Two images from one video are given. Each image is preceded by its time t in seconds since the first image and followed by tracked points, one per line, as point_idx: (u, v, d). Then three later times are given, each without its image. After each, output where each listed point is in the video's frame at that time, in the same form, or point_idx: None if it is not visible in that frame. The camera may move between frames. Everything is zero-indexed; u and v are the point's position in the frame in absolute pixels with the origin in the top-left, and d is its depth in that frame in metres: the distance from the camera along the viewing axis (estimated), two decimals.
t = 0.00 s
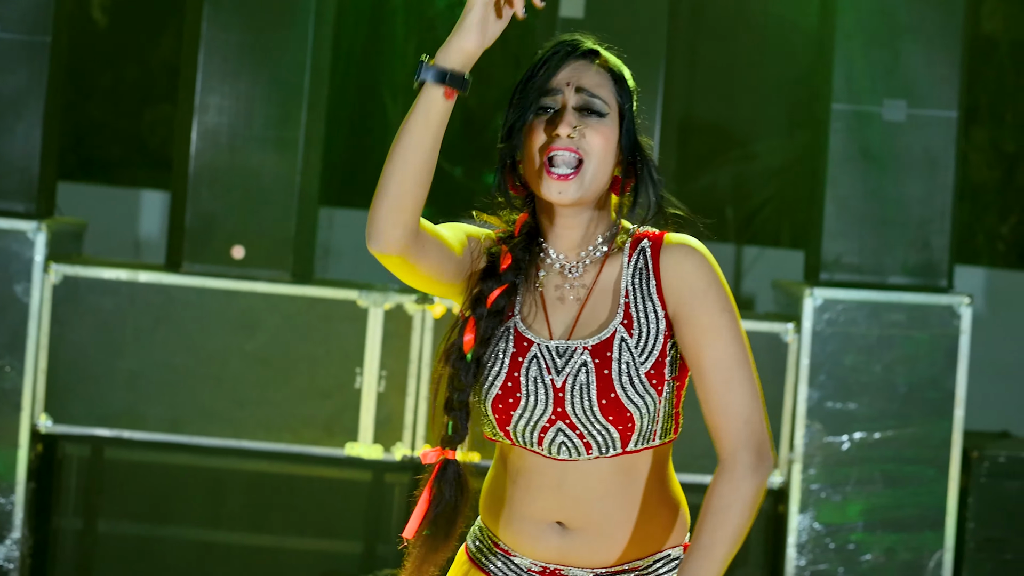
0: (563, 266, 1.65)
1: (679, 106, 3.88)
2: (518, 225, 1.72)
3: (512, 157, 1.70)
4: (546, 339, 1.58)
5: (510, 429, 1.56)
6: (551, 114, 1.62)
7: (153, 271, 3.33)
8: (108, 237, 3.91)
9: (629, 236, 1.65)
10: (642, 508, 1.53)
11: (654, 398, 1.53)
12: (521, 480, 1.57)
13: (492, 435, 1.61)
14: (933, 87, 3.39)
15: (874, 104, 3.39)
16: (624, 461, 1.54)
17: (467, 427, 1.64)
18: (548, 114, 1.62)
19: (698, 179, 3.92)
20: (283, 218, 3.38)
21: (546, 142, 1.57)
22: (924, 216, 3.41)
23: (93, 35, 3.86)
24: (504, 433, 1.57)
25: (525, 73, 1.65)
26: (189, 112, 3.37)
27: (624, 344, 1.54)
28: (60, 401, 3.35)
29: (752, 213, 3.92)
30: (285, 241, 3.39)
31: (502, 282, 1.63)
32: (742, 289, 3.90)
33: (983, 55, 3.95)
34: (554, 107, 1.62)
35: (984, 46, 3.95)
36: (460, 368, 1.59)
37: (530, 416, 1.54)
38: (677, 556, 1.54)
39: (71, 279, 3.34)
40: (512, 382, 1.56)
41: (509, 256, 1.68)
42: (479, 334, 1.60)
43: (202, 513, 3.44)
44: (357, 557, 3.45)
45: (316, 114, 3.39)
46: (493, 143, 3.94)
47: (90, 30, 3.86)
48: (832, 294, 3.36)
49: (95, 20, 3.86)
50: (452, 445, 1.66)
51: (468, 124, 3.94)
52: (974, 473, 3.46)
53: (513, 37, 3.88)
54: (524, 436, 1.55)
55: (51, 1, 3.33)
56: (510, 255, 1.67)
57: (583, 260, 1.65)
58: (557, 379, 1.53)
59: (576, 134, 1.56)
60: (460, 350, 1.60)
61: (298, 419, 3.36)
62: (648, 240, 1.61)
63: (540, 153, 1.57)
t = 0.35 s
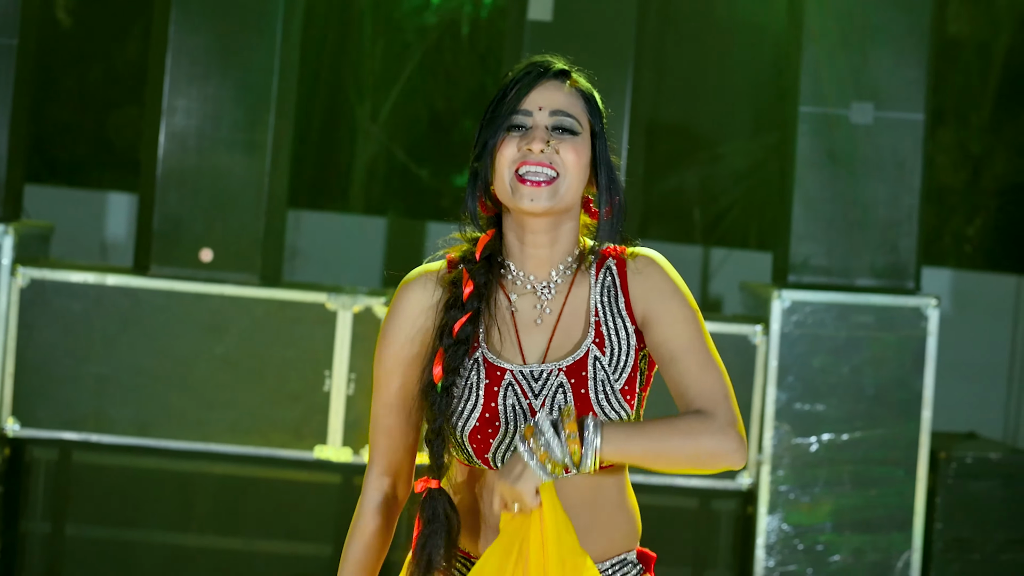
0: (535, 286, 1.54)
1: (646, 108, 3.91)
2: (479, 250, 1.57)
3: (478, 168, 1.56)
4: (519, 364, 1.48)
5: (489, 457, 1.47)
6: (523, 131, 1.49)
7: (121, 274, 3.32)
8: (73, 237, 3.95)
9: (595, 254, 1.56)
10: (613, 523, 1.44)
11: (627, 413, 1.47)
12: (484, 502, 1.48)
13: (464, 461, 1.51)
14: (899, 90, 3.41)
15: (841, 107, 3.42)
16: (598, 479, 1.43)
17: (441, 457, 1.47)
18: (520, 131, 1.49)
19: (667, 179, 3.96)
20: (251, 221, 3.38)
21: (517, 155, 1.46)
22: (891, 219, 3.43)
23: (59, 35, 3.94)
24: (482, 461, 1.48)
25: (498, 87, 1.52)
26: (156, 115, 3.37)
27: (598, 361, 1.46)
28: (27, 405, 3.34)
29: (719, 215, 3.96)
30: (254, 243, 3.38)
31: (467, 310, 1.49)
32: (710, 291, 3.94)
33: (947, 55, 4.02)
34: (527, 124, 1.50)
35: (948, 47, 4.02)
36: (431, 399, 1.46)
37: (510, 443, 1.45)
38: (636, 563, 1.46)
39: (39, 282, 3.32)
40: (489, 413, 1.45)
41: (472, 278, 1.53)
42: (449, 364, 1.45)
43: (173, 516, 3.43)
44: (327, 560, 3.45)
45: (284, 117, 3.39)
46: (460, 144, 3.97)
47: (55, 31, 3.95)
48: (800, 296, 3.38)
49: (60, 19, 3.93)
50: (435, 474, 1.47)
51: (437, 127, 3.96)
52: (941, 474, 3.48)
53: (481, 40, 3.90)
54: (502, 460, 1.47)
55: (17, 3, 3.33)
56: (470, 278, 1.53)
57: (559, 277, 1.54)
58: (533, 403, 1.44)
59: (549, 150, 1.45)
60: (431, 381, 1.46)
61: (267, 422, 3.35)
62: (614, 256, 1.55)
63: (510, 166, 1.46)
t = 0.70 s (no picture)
0: (504, 290, 1.79)
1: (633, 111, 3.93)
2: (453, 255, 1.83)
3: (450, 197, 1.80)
4: (488, 352, 1.72)
5: (453, 439, 1.67)
6: (487, 167, 1.73)
7: (109, 277, 3.33)
8: (61, 242, 3.89)
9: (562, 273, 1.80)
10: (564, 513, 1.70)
11: (586, 415, 1.70)
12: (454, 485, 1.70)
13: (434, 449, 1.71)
14: (885, 92, 3.43)
15: (828, 109, 3.42)
16: (553, 476, 1.69)
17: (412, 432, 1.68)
18: (484, 168, 1.73)
19: (651, 183, 3.98)
20: (239, 223, 3.38)
21: (484, 195, 1.71)
22: (878, 221, 3.44)
23: (44, 37, 3.88)
24: (446, 444, 1.68)
25: (457, 129, 1.74)
26: (145, 118, 3.38)
27: (565, 362, 1.71)
28: (16, 408, 3.33)
29: (705, 217, 3.97)
30: (242, 246, 3.38)
31: (434, 305, 1.73)
32: (696, 294, 3.95)
33: (933, 59, 4.05)
34: (490, 160, 1.73)
35: (934, 51, 4.05)
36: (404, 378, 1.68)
37: (475, 422, 1.67)
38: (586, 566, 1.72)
39: (27, 285, 3.32)
40: (459, 390, 1.68)
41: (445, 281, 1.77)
42: (421, 348, 1.69)
43: (162, 518, 3.44)
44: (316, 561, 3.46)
45: (273, 120, 3.40)
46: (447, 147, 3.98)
47: (40, 33, 3.88)
48: (787, 298, 3.39)
49: (45, 23, 3.88)
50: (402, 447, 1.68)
51: (424, 131, 3.96)
52: (928, 476, 3.49)
53: (467, 43, 3.92)
54: (464, 447, 1.67)
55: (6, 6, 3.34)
56: (441, 282, 1.76)
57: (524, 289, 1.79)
58: (501, 388, 1.68)
59: (513, 189, 1.71)
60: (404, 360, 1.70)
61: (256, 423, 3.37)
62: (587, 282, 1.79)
63: (479, 205, 1.72)
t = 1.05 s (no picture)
0: (497, 255, 1.98)
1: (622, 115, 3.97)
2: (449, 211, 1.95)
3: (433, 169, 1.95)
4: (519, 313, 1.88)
5: (492, 396, 1.80)
6: (468, 140, 1.90)
7: (106, 279, 3.39)
8: (57, 246, 3.93)
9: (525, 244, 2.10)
10: (531, 460, 1.90)
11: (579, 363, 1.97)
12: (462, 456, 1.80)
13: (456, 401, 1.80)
14: (871, 97, 3.48)
15: (816, 113, 3.47)
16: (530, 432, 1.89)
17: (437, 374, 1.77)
18: (466, 141, 1.90)
19: (641, 187, 4.03)
20: (235, 226, 3.42)
21: (467, 164, 1.89)
22: (864, 224, 3.49)
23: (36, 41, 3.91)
24: (483, 400, 1.80)
25: (439, 108, 1.91)
26: (141, 122, 3.42)
27: (570, 318, 1.96)
28: (14, 408, 3.38)
29: (694, 221, 4.02)
30: (238, 249, 3.43)
31: (467, 253, 1.86)
32: (685, 298, 4.01)
33: (919, 62, 4.10)
34: (471, 133, 1.91)
35: (921, 54, 4.10)
36: (450, 329, 1.78)
37: (515, 380, 1.81)
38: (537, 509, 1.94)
39: (26, 288, 3.37)
40: (506, 352, 1.81)
41: (457, 232, 1.90)
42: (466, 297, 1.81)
43: (159, 518, 3.49)
44: (311, 559, 3.50)
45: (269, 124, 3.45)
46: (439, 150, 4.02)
47: (32, 37, 3.92)
48: (775, 300, 3.43)
49: (37, 27, 3.92)
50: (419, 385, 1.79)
51: (416, 135, 4.00)
52: (914, 475, 3.54)
53: (458, 48, 3.96)
54: (501, 402, 1.81)
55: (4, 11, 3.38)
56: (459, 233, 1.88)
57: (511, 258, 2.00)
58: (538, 346, 1.85)
59: (492, 158, 1.89)
60: (449, 310, 1.79)
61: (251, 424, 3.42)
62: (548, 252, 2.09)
63: (464, 174, 1.89)
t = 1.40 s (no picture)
0: (496, 280, 1.90)
1: (616, 125, 4.06)
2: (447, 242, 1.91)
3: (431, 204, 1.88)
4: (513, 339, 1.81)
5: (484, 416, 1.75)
6: (468, 176, 1.83)
7: (111, 283, 3.47)
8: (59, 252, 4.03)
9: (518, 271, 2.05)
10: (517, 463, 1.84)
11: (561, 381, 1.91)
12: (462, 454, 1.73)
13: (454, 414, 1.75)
14: (860, 103, 3.54)
15: (805, 120, 3.53)
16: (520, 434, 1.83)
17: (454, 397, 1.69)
18: (466, 176, 1.83)
19: (635, 196, 4.11)
20: (236, 231, 3.50)
21: (467, 199, 1.82)
22: (854, 228, 3.54)
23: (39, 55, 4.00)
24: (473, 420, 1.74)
25: (437, 146, 1.84)
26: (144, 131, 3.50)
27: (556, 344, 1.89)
28: (20, 409, 3.46)
29: (689, 229, 4.09)
30: (239, 254, 3.50)
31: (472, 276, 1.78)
32: (679, 304, 4.05)
33: (911, 70, 4.14)
34: (470, 168, 1.84)
35: (913, 62, 4.14)
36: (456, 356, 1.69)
37: (507, 404, 1.76)
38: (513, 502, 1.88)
39: (33, 291, 3.46)
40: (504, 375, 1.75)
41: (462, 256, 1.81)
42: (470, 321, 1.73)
43: (162, 516, 3.57)
44: (310, 557, 3.57)
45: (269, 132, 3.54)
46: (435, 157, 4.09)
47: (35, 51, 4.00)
48: (766, 303, 3.50)
49: (39, 40, 4.00)
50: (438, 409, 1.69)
51: (413, 144, 4.08)
52: (904, 476, 3.59)
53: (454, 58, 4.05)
54: (492, 421, 1.76)
55: (12, 23, 3.49)
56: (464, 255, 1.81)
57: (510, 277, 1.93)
58: (529, 371, 1.78)
59: (493, 191, 1.82)
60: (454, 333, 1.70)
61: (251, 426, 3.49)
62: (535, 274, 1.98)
63: (464, 208, 1.82)
